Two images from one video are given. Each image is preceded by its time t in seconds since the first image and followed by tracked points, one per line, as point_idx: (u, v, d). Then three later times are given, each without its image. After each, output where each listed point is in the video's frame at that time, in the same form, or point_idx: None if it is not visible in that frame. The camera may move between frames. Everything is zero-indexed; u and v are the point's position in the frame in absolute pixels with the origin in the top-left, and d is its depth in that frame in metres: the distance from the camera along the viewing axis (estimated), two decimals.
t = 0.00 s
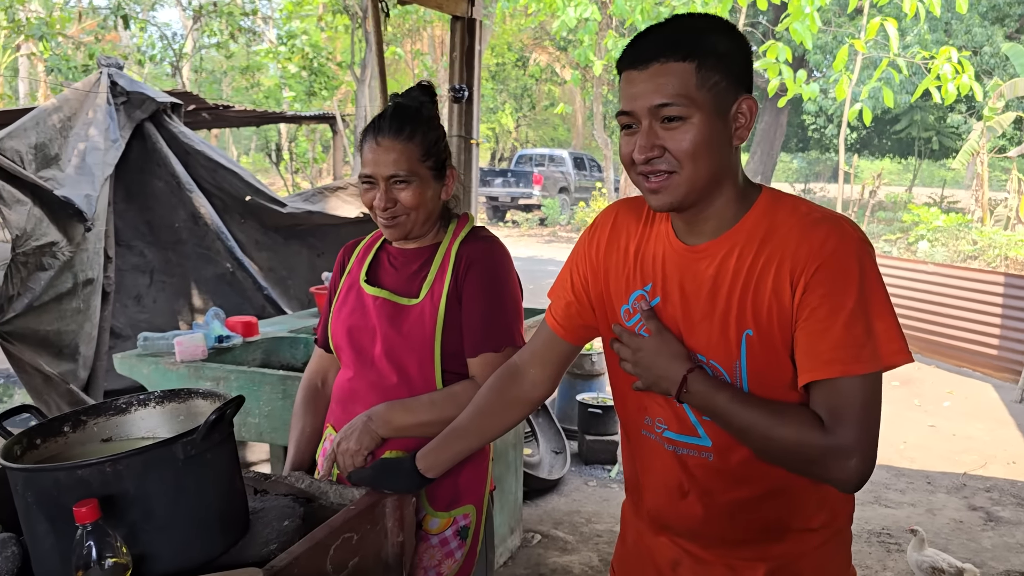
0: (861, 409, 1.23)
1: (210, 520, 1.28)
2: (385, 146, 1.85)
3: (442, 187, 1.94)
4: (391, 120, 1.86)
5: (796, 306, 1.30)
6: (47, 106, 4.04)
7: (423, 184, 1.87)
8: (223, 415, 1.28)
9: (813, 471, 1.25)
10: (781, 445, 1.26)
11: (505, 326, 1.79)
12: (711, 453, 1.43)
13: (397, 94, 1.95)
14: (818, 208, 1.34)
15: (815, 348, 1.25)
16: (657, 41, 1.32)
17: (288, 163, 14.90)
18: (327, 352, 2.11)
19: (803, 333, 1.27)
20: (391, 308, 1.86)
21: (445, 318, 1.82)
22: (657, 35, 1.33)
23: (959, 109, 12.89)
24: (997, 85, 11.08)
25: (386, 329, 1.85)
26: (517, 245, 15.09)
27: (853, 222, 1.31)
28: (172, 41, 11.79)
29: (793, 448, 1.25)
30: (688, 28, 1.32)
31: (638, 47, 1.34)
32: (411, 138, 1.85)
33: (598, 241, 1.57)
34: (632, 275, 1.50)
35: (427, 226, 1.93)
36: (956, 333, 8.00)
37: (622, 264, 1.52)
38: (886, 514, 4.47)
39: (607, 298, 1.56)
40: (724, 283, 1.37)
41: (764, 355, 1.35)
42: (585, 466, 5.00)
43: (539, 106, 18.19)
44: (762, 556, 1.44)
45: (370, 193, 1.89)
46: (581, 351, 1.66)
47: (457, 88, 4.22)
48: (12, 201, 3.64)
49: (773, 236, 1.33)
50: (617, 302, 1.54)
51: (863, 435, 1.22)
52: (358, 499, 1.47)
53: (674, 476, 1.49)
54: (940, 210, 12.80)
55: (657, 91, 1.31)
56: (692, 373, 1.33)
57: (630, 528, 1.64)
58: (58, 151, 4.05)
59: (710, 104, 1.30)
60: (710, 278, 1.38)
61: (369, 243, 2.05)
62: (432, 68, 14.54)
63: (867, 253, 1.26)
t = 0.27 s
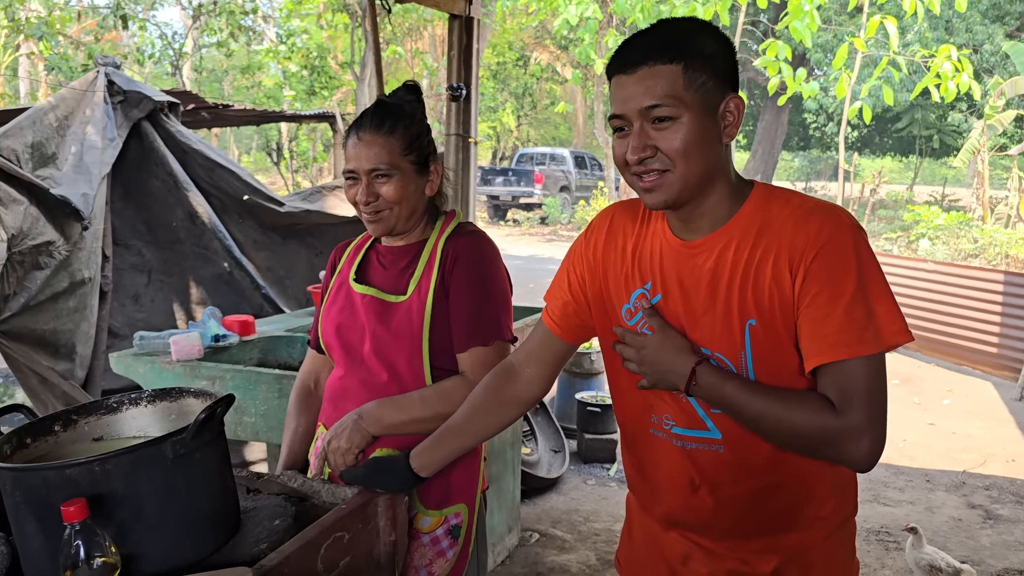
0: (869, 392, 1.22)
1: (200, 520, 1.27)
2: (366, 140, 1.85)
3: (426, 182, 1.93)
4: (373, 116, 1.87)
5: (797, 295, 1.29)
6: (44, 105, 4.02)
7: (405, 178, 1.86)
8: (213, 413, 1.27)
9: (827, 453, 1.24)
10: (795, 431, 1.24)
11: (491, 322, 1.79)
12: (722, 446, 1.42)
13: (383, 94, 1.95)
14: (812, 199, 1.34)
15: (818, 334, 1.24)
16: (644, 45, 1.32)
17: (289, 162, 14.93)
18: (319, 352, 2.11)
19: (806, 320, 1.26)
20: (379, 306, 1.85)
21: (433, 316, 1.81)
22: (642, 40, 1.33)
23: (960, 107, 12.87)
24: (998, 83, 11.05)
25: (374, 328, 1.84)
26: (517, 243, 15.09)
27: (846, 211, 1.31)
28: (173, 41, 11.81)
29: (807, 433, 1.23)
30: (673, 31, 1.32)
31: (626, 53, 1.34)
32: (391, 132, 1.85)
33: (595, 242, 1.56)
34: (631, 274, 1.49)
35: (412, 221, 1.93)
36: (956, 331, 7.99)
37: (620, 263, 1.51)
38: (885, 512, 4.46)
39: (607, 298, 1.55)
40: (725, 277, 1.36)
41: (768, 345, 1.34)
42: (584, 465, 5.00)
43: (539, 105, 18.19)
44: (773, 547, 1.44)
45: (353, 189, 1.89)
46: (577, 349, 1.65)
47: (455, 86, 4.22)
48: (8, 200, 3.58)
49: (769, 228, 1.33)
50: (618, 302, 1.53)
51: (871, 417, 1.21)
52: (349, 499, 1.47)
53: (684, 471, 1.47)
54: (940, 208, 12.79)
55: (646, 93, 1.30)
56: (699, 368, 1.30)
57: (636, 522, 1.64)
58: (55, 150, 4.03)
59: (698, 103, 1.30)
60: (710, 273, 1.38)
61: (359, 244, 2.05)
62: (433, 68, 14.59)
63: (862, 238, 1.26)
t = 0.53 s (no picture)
0: (865, 390, 1.23)
1: (187, 525, 1.28)
2: (335, 139, 1.87)
3: (398, 180, 1.91)
4: (344, 119, 1.90)
5: (792, 297, 1.30)
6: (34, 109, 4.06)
7: (373, 174, 1.86)
8: (199, 419, 1.28)
9: (829, 450, 1.23)
10: (799, 431, 1.23)
11: (485, 330, 1.81)
12: (721, 446, 1.40)
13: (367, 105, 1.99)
14: (799, 202, 1.35)
15: (814, 336, 1.24)
16: (623, 60, 1.32)
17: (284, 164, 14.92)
18: (307, 360, 2.11)
19: (802, 322, 1.27)
20: (363, 312, 1.86)
21: (420, 322, 1.82)
22: (620, 57, 1.33)
23: (954, 106, 12.91)
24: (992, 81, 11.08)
25: (360, 333, 1.85)
26: (513, 243, 15.09)
27: (833, 213, 1.33)
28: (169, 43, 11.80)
29: (810, 433, 1.22)
30: (650, 44, 1.32)
31: (604, 69, 1.34)
32: (360, 130, 1.87)
33: (586, 251, 1.56)
34: (624, 282, 1.49)
35: (387, 219, 1.92)
36: (950, 330, 8.01)
37: (613, 272, 1.51)
38: (878, 511, 4.48)
39: (600, 306, 1.55)
40: (720, 282, 1.37)
41: (764, 349, 1.35)
42: (578, 465, 5.01)
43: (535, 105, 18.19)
44: (769, 541, 1.43)
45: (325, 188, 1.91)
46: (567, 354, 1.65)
47: (447, 88, 4.21)
48: None
49: (759, 233, 1.34)
50: (612, 310, 1.53)
51: (869, 415, 1.22)
52: (338, 502, 1.47)
53: (683, 470, 1.45)
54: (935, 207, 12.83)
55: (627, 109, 1.31)
56: (700, 372, 1.28)
57: (631, 517, 1.62)
58: (46, 154, 4.05)
59: (679, 115, 1.31)
60: (704, 279, 1.38)
61: (345, 252, 2.06)
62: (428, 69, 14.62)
63: (850, 239, 1.27)
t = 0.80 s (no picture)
0: (860, 382, 1.24)
1: (179, 525, 1.28)
2: (322, 133, 1.88)
3: (383, 175, 1.93)
4: (329, 114, 1.91)
5: (786, 293, 1.32)
6: (20, 109, 4.05)
7: (361, 167, 1.88)
8: (190, 417, 1.28)
9: (825, 441, 1.24)
10: (797, 423, 1.24)
11: (468, 325, 1.81)
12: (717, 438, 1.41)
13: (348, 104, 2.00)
14: (791, 201, 1.37)
15: (810, 331, 1.26)
16: (622, 60, 1.32)
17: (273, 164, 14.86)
18: (296, 360, 2.12)
19: (797, 317, 1.28)
20: (347, 312, 1.87)
21: (403, 320, 1.83)
22: (619, 57, 1.33)
23: (941, 102, 13.03)
24: (977, 77, 11.17)
25: (345, 333, 1.86)
26: (503, 242, 15.09)
27: (823, 211, 1.35)
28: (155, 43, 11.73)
29: (807, 425, 1.23)
30: (648, 45, 1.32)
31: (603, 69, 1.34)
32: (346, 124, 1.89)
33: (579, 249, 1.56)
34: (618, 281, 1.49)
35: (372, 214, 1.94)
36: (938, 325, 8.09)
37: (606, 270, 1.51)
38: (868, 504, 4.52)
39: (593, 304, 1.55)
40: (716, 278, 1.38)
41: (758, 345, 1.36)
42: (570, 462, 5.03)
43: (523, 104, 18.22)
44: (760, 530, 1.44)
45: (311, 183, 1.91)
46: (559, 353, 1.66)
47: (435, 87, 4.22)
48: None
49: (753, 231, 1.36)
50: (606, 309, 1.52)
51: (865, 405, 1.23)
52: (329, 500, 1.47)
53: (678, 462, 1.46)
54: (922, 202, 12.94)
55: (628, 109, 1.31)
56: (698, 367, 1.29)
57: (622, 510, 1.63)
58: (33, 154, 4.04)
59: (680, 116, 1.31)
60: (698, 276, 1.39)
61: (328, 250, 2.07)
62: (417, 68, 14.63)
63: (842, 236, 1.30)
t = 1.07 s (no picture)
0: (864, 366, 1.28)
1: (195, 519, 1.30)
2: (333, 130, 1.89)
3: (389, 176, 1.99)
4: (337, 111, 1.92)
5: (791, 283, 1.36)
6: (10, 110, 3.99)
7: (373, 166, 1.91)
8: (206, 414, 1.30)
9: (831, 424, 1.28)
10: (804, 408, 1.28)
11: (468, 317, 1.83)
12: (724, 426, 1.45)
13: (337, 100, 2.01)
14: (792, 195, 1.41)
15: (816, 318, 1.30)
16: (629, 59, 1.35)
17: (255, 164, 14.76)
18: (298, 357, 2.13)
19: (802, 306, 1.33)
20: (348, 309, 1.89)
21: (404, 316, 1.85)
22: (625, 56, 1.36)
23: (920, 98, 13.21)
24: (955, 73, 11.33)
25: (347, 330, 1.88)
26: (488, 240, 15.08)
27: (823, 203, 1.39)
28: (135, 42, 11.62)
29: (815, 409, 1.27)
30: (654, 44, 1.36)
31: (611, 68, 1.37)
32: (358, 123, 1.91)
33: (585, 245, 1.59)
34: (624, 275, 1.53)
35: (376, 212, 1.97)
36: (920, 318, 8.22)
37: (613, 265, 1.54)
38: (857, 496, 4.60)
39: (598, 299, 1.58)
40: (721, 270, 1.41)
41: (764, 334, 1.40)
42: (561, 458, 5.08)
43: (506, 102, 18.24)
44: (767, 515, 1.48)
45: (321, 181, 1.91)
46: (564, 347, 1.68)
47: (425, 85, 4.23)
48: None
49: (757, 224, 1.40)
50: (612, 302, 1.55)
51: (868, 389, 1.28)
52: (340, 494, 1.49)
53: (687, 450, 1.50)
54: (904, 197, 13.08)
55: (638, 107, 1.34)
56: (706, 356, 1.32)
57: (630, 497, 1.67)
58: (25, 155, 4.01)
59: (687, 113, 1.35)
60: (705, 268, 1.43)
61: (326, 247, 2.09)
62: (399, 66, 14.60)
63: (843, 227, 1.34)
